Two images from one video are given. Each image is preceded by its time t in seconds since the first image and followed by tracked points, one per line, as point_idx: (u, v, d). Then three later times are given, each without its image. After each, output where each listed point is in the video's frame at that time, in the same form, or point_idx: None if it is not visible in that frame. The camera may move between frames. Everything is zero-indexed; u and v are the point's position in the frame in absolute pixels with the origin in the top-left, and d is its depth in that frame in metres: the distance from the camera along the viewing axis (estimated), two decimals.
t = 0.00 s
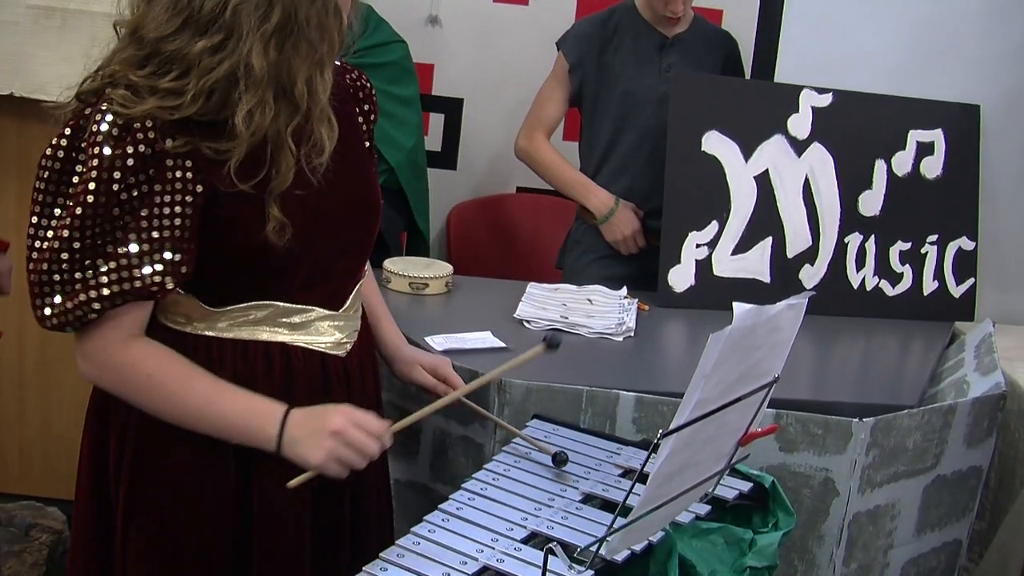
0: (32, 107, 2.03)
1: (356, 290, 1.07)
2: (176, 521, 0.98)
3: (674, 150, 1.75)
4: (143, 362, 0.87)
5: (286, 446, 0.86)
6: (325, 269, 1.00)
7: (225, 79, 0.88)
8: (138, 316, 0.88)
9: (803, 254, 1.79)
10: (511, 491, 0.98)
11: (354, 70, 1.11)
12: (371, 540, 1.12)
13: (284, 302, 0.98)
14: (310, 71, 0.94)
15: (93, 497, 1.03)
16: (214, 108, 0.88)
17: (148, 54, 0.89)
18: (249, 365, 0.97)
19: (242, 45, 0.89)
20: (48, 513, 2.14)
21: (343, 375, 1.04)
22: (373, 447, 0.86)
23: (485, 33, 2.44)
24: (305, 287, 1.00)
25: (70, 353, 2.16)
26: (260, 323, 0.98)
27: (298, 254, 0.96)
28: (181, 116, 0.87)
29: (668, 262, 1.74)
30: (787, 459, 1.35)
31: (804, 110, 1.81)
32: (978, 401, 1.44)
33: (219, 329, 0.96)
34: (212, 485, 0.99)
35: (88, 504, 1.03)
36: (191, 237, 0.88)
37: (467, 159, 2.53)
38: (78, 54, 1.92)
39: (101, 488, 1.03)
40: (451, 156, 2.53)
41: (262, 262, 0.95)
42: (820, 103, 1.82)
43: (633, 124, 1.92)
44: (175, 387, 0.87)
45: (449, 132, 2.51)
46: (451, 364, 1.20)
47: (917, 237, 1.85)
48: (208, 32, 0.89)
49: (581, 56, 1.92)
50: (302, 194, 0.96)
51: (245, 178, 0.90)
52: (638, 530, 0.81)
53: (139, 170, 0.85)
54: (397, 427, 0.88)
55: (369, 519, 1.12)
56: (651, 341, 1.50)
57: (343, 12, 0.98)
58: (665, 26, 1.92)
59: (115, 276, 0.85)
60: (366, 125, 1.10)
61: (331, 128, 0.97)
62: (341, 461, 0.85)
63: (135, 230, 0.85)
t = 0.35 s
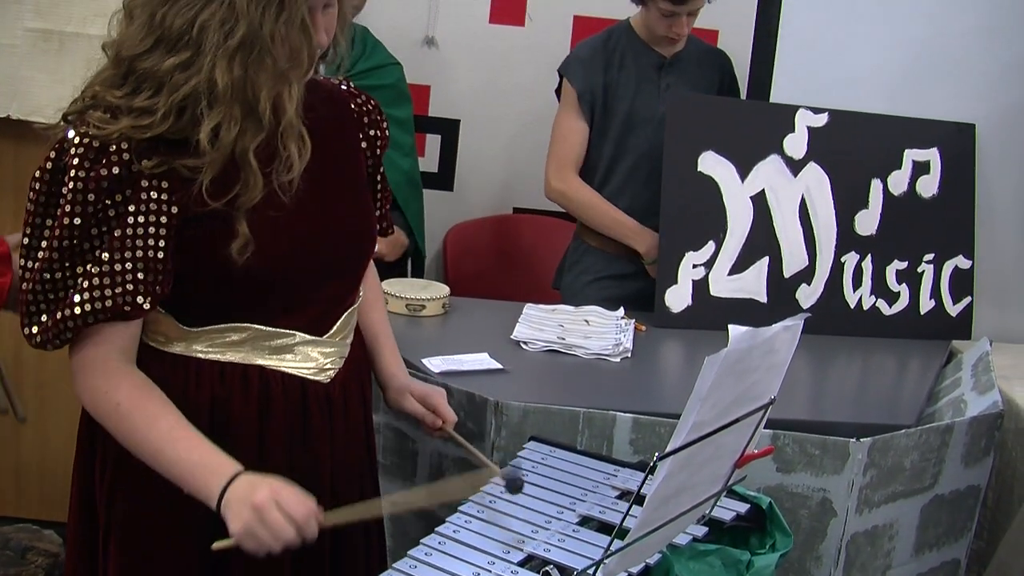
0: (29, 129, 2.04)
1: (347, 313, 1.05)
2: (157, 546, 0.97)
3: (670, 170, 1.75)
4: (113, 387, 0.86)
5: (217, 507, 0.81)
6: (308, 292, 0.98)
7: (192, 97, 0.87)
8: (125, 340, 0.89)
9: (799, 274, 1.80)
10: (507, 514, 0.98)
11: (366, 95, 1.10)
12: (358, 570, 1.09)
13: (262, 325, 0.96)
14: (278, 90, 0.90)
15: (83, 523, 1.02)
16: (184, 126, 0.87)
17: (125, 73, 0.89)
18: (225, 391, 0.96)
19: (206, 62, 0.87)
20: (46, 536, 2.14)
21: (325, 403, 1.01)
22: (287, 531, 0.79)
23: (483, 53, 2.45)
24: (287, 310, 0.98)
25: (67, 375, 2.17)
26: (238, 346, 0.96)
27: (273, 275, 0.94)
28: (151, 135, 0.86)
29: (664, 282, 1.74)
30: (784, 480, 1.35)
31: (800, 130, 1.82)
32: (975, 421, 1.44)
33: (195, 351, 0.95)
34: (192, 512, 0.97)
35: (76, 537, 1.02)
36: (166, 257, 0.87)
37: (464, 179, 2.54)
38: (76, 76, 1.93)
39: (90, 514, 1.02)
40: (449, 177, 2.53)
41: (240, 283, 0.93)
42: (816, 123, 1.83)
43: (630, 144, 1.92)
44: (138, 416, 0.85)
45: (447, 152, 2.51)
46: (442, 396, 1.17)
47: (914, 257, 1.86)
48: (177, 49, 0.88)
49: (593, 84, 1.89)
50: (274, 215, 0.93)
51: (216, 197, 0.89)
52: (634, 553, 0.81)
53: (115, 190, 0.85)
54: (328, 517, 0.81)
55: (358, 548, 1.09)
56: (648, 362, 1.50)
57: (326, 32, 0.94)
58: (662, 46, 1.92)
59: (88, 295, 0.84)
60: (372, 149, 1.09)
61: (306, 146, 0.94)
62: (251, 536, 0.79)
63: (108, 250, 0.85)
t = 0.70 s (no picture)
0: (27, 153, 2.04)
1: (343, 340, 1.04)
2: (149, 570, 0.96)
3: (667, 193, 1.76)
4: (84, 411, 0.85)
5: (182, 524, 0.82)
6: (296, 319, 0.98)
7: (177, 123, 0.86)
8: (99, 362, 0.87)
9: (797, 296, 1.80)
10: (506, 539, 0.98)
11: (369, 124, 1.09)
12: None
13: (254, 353, 0.96)
14: (265, 119, 0.89)
15: (80, 552, 1.01)
16: (169, 152, 0.86)
17: (116, 98, 0.88)
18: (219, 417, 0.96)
19: (192, 90, 0.86)
20: (43, 561, 2.13)
21: (319, 431, 1.01)
22: (247, 526, 0.80)
23: (481, 76, 2.46)
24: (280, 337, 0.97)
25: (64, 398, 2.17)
26: (231, 373, 0.96)
27: (260, 303, 0.94)
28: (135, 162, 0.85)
29: (662, 305, 1.74)
30: (782, 503, 1.34)
31: (797, 153, 1.82)
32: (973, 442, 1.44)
33: (188, 376, 0.94)
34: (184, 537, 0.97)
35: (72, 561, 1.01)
36: (145, 283, 0.86)
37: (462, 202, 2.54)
38: (75, 100, 1.93)
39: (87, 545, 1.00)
40: (447, 200, 2.53)
41: (225, 312, 0.93)
42: (812, 146, 1.83)
43: (628, 168, 1.92)
44: (106, 437, 0.85)
45: (444, 175, 2.52)
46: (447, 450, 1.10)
47: (911, 278, 1.86)
48: (163, 75, 0.87)
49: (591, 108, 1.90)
50: (257, 244, 0.92)
51: (197, 225, 0.88)
52: None
53: (98, 218, 0.85)
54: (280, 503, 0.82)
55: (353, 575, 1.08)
56: (646, 385, 1.50)
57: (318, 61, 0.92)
58: (662, 71, 1.94)
59: (67, 320, 0.84)
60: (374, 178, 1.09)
61: (291, 175, 0.93)
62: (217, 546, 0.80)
63: (89, 276, 0.85)
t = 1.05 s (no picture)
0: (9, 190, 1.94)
1: (341, 380, 1.04)
2: None
3: (665, 228, 1.76)
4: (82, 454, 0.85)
5: (182, 565, 0.82)
6: (290, 361, 0.98)
7: (171, 167, 0.86)
8: (92, 403, 0.87)
9: (794, 330, 1.80)
10: None
11: (368, 164, 1.09)
12: None
13: (249, 395, 0.96)
14: (262, 162, 0.89)
15: None
16: (163, 195, 0.86)
17: (111, 140, 0.88)
18: (213, 459, 0.96)
19: (188, 134, 0.86)
20: None
21: (315, 473, 1.01)
22: None
23: (477, 113, 2.47)
24: (273, 379, 0.97)
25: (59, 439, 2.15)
26: (225, 414, 0.96)
27: (255, 344, 0.94)
28: (129, 204, 0.85)
29: (659, 341, 1.74)
30: (781, 539, 1.34)
31: (792, 188, 1.83)
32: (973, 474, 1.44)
33: (182, 418, 0.94)
34: None
35: None
36: (136, 325, 0.87)
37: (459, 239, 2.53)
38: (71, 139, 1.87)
39: None
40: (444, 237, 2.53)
41: (218, 355, 0.93)
42: (808, 180, 1.84)
43: (624, 203, 1.93)
44: (103, 479, 0.85)
45: (441, 212, 2.52)
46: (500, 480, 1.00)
47: (908, 312, 1.86)
48: (159, 118, 0.87)
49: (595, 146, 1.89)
50: (251, 287, 0.92)
51: (191, 268, 0.88)
52: None
53: (91, 258, 0.85)
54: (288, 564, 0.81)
55: None
56: (644, 422, 1.50)
57: (312, 103, 0.93)
58: (661, 108, 1.95)
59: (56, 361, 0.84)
60: (380, 234, 1.09)
61: (288, 219, 0.93)
62: None
63: (80, 317, 0.85)
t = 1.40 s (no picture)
0: None
1: (328, 406, 1.04)
2: None
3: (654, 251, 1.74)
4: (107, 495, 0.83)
5: None
6: (281, 389, 0.97)
7: (168, 197, 0.85)
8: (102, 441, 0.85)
9: (783, 353, 1.80)
10: None
11: (347, 189, 1.10)
12: None
13: (242, 423, 0.96)
14: (256, 189, 0.89)
15: None
16: (160, 224, 0.85)
17: (104, 171, 0.87)
18: (204, 487, 0.95)
19: (184, 163, 0.85)
20: None
21: (305, 499, 1.01)
22: None
23: (467, 137, 2.47)
24: (263, 406, 0.96)
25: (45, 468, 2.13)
26: (217, 443, 0.95)
27: (249, 372, 0.93)
28: (127, 235, 0.84)
29: (649, 365, 1.73)
30: (770, 563, 1.33)
31: (781, 211, 1.83)
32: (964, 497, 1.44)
33: (173, 447, 0.94)
34: None
35: None
36: (139, 357, 0.85)
37: (447, 263, 2.53)
38: (59, 164, 1.86)
39: None
40: (432, 262, 2.53)
41: (209, 380, 0.91)
42: (796, 204, 1.84)
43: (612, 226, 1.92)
44: (127, 518, 0.83)
45: (430, 237, 2.51)
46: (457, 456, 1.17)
47: (897, 334, 1.87)
48: (155, 148, 0.86)
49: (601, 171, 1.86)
50: (246, 315, 0.92)
51: (191, 297, 0.87)
52: None
53: (90, 290, 0.83)
54: None
55: None
56: (634, 446, 1.50)
57: (304, 128, 0.93)
58: (650, 130, 1.95)
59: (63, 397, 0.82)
60: (349, 244, 1.10)
61: (281, 247, 0.93)
62: None
63: (83, 350, 0.83)
